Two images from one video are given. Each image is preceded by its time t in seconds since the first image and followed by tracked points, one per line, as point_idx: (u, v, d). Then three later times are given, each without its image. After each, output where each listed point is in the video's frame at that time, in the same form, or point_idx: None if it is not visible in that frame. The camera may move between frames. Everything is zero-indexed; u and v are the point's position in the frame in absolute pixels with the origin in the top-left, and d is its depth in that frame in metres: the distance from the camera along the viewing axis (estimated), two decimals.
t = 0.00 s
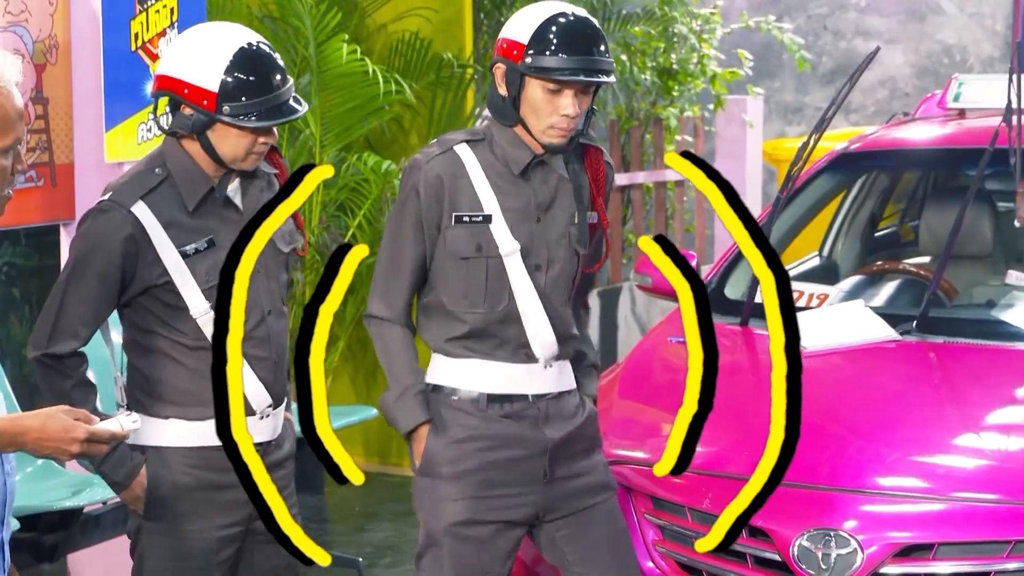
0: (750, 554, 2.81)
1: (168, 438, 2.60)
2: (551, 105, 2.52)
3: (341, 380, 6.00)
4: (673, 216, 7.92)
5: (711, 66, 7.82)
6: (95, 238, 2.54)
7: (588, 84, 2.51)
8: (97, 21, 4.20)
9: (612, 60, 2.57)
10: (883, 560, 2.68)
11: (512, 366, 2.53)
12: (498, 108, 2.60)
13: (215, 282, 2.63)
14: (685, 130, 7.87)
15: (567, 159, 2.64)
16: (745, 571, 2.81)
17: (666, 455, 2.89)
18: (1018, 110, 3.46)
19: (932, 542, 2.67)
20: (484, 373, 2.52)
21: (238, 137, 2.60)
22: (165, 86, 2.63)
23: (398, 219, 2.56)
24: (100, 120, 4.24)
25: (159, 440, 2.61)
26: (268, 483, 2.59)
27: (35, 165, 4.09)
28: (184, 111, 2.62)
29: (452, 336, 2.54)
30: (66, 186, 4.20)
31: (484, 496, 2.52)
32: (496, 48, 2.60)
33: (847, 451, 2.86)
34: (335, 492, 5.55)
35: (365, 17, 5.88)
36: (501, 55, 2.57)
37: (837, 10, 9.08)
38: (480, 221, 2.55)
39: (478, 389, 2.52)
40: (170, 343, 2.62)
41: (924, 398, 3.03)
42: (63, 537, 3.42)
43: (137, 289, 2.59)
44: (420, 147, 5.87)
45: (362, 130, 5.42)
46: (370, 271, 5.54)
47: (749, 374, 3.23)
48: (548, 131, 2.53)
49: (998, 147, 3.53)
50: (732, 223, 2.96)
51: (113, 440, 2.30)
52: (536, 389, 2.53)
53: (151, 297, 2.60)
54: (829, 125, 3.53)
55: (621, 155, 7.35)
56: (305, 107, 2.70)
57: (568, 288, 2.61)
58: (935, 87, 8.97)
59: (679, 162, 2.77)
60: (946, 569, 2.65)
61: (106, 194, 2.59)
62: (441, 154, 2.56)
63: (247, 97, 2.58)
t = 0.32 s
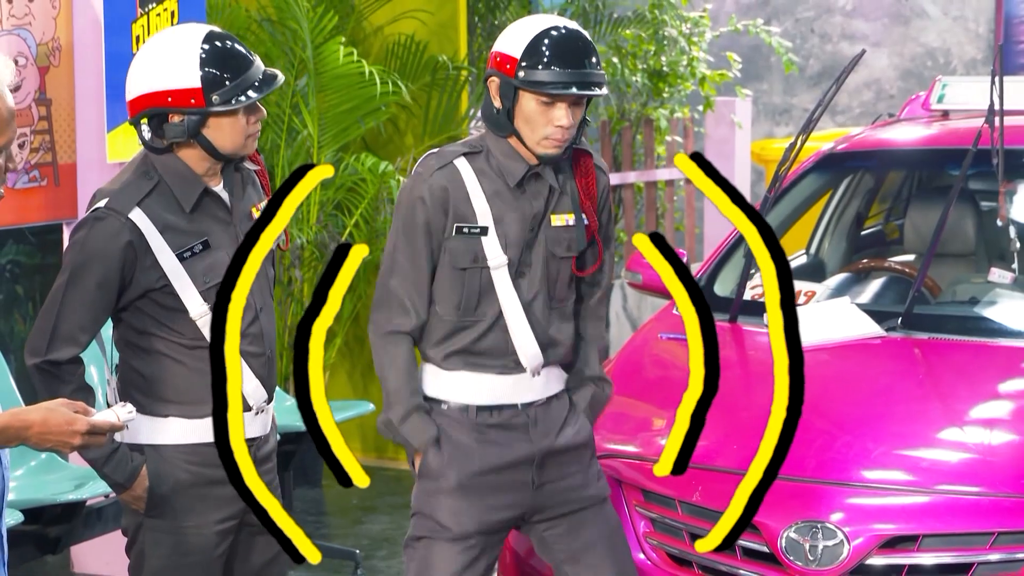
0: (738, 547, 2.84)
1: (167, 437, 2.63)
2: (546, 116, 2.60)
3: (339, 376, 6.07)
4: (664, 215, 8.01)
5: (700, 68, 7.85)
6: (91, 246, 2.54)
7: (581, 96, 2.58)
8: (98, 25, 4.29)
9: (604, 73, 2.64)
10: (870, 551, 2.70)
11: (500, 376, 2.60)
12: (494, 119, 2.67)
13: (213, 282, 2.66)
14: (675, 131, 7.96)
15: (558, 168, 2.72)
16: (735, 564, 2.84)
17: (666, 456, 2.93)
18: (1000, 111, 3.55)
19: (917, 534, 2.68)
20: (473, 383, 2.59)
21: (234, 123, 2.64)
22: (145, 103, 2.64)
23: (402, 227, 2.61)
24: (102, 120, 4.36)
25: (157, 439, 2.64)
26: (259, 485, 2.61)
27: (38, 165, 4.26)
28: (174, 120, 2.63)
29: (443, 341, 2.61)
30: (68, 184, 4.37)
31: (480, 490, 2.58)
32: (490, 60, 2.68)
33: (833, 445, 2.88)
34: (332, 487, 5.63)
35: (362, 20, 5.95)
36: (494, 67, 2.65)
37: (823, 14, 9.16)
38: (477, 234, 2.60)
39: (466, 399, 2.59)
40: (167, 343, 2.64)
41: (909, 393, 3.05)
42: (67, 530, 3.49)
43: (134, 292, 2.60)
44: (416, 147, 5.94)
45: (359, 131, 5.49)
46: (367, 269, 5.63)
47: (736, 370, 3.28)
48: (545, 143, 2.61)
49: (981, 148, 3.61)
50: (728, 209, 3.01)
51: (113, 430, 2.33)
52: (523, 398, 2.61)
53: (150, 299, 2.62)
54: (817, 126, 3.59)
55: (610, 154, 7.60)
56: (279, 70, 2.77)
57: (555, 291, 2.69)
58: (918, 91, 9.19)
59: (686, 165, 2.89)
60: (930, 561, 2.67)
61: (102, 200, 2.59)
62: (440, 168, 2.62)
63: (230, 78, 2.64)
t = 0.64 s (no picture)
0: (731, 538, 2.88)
1: (173, 429, 2.70)
2: (543, 116, 2.66)
3: (339, 371, 6.15)
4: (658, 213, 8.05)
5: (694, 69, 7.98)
6: (97, 244, 2.60)
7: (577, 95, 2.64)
8: (102, 27, 4.37)
9: (600, 71, 2.70)
10: (859, 543, 2.75)
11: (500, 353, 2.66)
12: (490, 119, 2.74)
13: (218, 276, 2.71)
14: (668, 130, 8.04)
15: (556, 169, 2.78)
16: (729, 555, 2.88)
17: (655, 456, 2.97)
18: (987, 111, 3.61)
19: (905, 526, 2.74)
20: (474, 359, 2.66)
21: (230, 111, 2.71)
22: (142, 100, 2.71)
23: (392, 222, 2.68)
24: (106, 120, 4.44)
25: (164, 429, 2.70)
26: (266, 481, 2.68)
27: (43, 164, 4.32)
28: (172, 114, 2.70)
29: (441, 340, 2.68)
30: (73, 183, 4.43)
31: (479, 481, 2.64)
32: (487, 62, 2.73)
33: (825, 439, 2.93)
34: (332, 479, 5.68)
35: (360, 21, 6.01)
36: (491, 68, 2.71)
37: (815, 16, 9.90)
38: (469, 233, 2.68)
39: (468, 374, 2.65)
40: (174, 337, 2.71)
41: (899, 388, 3.11)
42: (72, 522, 3.55)
43: (140, 287, 2.66)
44: (414, 147, 6.01)
45: (358, 130, 5.56)
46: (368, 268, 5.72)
47: (729, 364, 3.34)
48: (542, 143, 2.66)
49: (969, 147, 3.67)
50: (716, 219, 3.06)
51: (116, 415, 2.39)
52: (524, 375, 2.67)
53: (156, 292, 2.69)
54: (808, 126, 3.64)
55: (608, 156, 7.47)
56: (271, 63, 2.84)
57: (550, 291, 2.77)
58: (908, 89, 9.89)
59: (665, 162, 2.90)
60: (918, 552, 2.73)
61: (107, 199, 2.64)
62: (433, 167, 2.70)
63: (224, 69, 2.71)
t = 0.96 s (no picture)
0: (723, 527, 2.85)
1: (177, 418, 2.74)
2: (545, 108, 2.79)
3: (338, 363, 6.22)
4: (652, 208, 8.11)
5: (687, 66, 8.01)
6: (114, 242, 2.65)
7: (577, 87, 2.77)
8: (106, 25, 4.45)
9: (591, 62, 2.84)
10: (851, 532, 2.71)
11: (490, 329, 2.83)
12: (484, 110, 2.84)
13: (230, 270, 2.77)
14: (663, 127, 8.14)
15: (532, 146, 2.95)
16: (719, 544, 2.85)
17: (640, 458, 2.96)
18: (976, 108, 3.69)
19: (896, 515, 2.70)
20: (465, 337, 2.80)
21: (260, 107, 2.80)
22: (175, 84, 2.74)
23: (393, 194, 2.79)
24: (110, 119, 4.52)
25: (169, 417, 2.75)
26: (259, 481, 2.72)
27: (48, 160, 4.38)
28: (204, 100, 2.75)
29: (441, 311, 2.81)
30: (77, 179, 4.48)
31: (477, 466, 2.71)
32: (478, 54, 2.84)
33: (816, 430, 2.90)
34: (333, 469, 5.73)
35: (360, 19, 6.06)
36: (485, 60, 2.82)
37: (806, 14, 10.02)
38: (462, 205, 2.81)
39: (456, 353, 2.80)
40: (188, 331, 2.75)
41: (890, 381, 3.10)
42: (75, 512, 3.61)
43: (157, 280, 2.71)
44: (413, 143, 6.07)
45: (357, 127, 5.60)
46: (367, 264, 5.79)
47: (723, 357, 3.36)
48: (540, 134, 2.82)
49: (958, 142, 3.75)
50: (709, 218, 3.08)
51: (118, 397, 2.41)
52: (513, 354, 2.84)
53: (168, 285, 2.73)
54: (800, 123, 3.70)
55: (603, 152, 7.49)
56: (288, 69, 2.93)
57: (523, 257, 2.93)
58: (898, 86, 10.03)
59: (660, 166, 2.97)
60: (910, 541, 2.69)
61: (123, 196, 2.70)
62: (425, 138, 2.83)
63: (257, 67, 2.79)
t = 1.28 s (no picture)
0: (721, 518, 2.86)
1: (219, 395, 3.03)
2: (524, 93, 2.88)
3: (339, 355, 6.27)
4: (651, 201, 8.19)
5: (686, 61, 8.06)
6: (207, 215, 2.90)
7: (558, 77, 2.86)
8: (109, 20, 4.47)
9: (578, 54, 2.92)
10: (848, 524, 2.73)
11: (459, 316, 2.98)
12: (472, 93, 2.94)
13: (297, 246, 3.06)
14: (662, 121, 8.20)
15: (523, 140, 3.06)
16: (717, 535, 2.86)
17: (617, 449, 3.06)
18: (971, 103, 3.70)
19: (893, 507, 2.72)
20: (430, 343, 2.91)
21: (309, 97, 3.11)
22: (243, 74, 2.99)
23: (372, 185, 2.93)
24: (112, 113, 4.53)
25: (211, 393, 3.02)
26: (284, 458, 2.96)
27: (50, 154, 4.41)
28: (269, 89, 3.02)
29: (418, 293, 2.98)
30: (79, 172, 4.54)
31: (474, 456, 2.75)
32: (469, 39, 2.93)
33: (814, 422, 2.93)
34: (334, 461, 5.76)
35: (361, 14, 6.11)
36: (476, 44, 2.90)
37: (805, 9, 10.24)
38: (439, 195, 2.93)
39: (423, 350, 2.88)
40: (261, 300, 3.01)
41: (887, 372, 3.13)
42: (78, 504, 3.64)
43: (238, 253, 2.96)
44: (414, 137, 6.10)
45: (358, 121, 5.60)
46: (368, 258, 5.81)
47: (722, 350, 3.38)
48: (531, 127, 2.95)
49: (955, 137, 3.76)
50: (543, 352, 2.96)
51: (118, 386, 2.43)
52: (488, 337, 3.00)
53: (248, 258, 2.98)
54: (798, 117, 3.72)
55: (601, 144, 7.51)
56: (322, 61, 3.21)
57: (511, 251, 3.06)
58: (896, 81, 10.11)
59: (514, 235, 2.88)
60: (907, 532, 2.71)
61: (206, 175, 2.94)
62: (408, 130, 2.95)
63: (308, 57, 3.09)
